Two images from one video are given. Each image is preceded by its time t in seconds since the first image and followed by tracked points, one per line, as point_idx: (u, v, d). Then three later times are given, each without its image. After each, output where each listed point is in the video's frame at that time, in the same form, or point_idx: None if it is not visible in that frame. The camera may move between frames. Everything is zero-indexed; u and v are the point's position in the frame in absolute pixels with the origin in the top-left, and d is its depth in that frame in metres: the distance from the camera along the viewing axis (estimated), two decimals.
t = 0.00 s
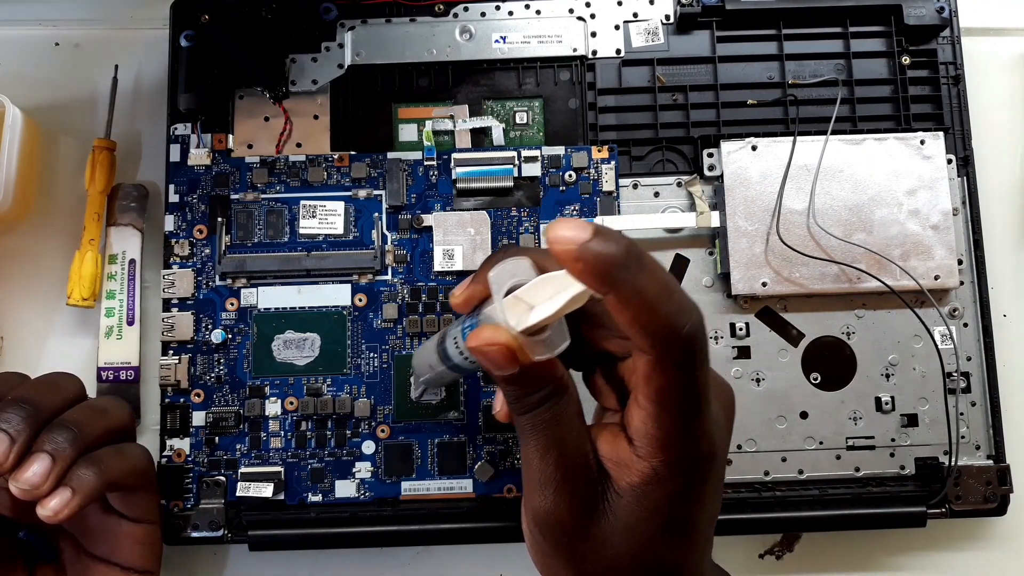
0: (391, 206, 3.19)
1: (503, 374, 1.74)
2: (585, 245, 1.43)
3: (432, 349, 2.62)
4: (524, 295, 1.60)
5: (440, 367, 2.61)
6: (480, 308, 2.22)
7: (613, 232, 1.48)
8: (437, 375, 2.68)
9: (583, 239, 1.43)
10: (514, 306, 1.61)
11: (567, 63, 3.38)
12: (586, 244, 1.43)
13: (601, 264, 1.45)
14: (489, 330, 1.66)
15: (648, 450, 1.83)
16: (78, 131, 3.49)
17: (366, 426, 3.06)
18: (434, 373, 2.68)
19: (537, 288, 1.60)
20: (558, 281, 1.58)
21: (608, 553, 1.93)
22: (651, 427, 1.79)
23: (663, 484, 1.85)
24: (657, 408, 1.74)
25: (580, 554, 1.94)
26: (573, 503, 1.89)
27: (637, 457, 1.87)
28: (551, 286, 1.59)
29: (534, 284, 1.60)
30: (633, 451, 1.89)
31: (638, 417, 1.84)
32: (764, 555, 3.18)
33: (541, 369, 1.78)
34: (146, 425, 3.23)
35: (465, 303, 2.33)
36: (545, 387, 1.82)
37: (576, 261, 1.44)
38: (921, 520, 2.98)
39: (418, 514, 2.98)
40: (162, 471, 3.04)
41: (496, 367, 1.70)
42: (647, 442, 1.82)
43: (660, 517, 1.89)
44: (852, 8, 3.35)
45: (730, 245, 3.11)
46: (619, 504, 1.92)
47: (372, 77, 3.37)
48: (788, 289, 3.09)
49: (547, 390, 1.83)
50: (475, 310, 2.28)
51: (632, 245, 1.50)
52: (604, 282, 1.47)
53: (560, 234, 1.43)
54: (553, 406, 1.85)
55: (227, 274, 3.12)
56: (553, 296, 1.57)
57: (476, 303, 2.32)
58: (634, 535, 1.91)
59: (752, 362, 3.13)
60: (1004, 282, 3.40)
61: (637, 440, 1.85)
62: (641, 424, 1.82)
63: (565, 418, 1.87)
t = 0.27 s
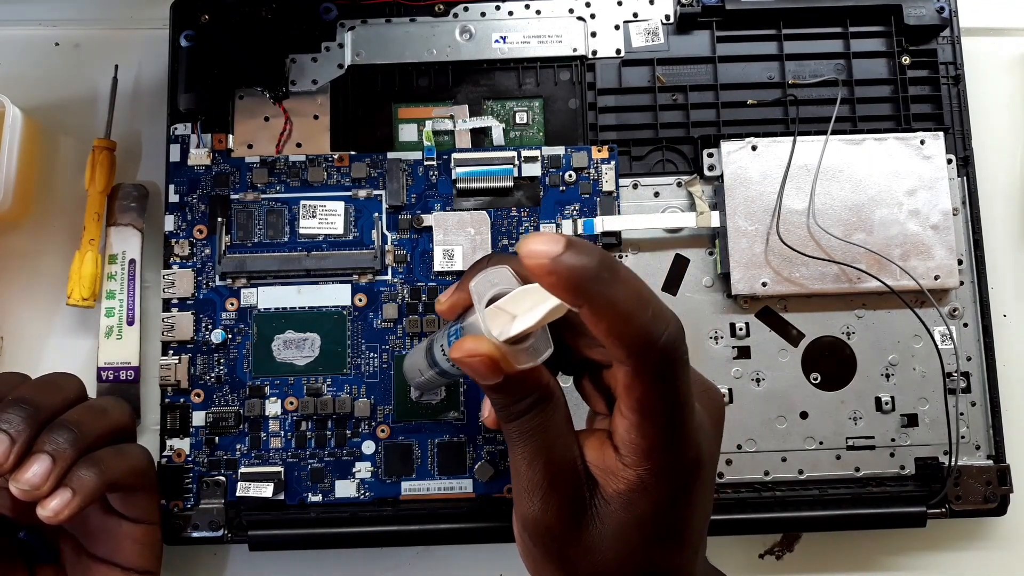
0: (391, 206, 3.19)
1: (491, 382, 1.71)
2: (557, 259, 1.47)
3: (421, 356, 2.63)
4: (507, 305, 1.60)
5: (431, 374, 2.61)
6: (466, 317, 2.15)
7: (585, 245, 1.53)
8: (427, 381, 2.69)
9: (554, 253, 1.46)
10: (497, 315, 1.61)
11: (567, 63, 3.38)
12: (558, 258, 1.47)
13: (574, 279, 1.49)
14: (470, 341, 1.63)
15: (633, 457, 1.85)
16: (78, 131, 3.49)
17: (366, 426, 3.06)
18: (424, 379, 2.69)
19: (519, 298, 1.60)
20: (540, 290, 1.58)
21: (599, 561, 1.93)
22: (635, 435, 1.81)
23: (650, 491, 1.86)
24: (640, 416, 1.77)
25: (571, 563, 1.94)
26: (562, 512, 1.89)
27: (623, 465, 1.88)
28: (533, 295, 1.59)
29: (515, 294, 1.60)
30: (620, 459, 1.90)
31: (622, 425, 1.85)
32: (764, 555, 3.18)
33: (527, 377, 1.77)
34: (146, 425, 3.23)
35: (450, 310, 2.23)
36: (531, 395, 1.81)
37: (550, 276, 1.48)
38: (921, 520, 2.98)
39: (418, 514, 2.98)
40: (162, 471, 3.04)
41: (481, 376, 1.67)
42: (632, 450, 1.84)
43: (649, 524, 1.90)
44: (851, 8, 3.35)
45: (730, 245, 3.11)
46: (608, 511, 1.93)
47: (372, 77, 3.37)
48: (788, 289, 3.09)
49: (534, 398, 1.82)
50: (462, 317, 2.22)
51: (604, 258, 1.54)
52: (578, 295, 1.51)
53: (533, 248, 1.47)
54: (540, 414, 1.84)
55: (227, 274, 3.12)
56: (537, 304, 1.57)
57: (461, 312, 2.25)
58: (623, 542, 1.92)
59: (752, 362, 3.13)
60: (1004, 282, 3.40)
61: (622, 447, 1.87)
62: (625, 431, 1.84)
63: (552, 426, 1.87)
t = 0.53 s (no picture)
0: (391, 206, 3.19)
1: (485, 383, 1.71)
2: (549, 262, 1.43)
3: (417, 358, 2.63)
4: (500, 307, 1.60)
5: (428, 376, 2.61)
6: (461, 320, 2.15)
7: (579, 247, 1.48)
8: (425, 381, 2.68)
9: (547, 257, 1.42)
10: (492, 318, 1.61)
11: (567, 63, 3.38)
12: (551, 261, 1.43)
13: (567, 281, 1.45)
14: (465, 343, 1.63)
15: (628, 458, 1.85)
16: (78, 131, 3.49)
17: (366, 426, 3.06)
18: (422, 380, 2.68)
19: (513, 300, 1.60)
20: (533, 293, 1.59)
21: (594, 561, 1.94)
22: (630, 436, 1.81)
23: (645, 492, 1.86)
24: (634, 417, 1.77)
25: (566, 563, 1.95)
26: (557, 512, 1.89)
27: (618, 466, 1.88)
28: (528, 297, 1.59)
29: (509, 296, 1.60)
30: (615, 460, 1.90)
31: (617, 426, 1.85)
32: (764, 555, 3.18)
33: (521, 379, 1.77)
34: (145, 425, 3.22)
35: (445, 312, 2.22)
36: (526, 396, 1.81)
37: (543, 279, 1.44)
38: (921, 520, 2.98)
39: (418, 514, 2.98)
40: (162, 471, 3.03)
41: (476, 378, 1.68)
42: (627, 450, 1.84)
43: (644, 525, 1.90)
44: (851, 8, 3.35)
45: (730, 245, 3.11)
46: (603, 511, 1.93)
47: (372, 77, 3.37)
48: (788, 289, 3.09)
49: (529, 399, 1.82)
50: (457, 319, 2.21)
51: (598, 260, 1.51)
52: (571, 298, 1.48)
53: (525, 252, 1.44)
54: (535, 414, 1.85)
55: (227, 274, 3.12)
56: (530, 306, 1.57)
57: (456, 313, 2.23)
58: (619, 542, 1.92)
59: (752, 362, 3.13)
60: (1004, 282, 3.40)
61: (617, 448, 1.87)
62: (620, 432, 1.84)
63: (547, 427, 1.87)
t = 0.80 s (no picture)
0: (390, 206, 3.19)
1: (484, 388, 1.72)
2: (543, 268, 1.46)
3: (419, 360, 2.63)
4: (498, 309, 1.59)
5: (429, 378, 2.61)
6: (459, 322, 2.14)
7: (572, 253, 1.51)
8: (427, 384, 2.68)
9: (541, 262, 1.46)
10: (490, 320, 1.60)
11: (567, 63, 3.38)
12: (544, 267, 1.46)
13: (560, 286, 1.48)
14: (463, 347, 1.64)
15: (626, 461, 1.85)
16: (78, 131, 3.49)
17: (366, 426, 3.06)
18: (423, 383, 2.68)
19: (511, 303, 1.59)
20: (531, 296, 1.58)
21: (593, 565, 1.94)
22: (628, 439, 1.81)
23: (643, 494, 1.86)
24: (632, 421, 1.77)
25: (566, 566, 1.95)
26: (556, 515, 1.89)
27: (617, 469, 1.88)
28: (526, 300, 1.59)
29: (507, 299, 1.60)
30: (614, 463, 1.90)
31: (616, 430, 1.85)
32: (764, 555, 3.18)
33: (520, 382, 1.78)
34: (145, 425, 3.23)
35: (446, 315, 2.21)
36: (525, 399, 1.82)
37: (538, 285, 1.47)
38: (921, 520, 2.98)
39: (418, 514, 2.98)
40: (162, 471, 3.03)
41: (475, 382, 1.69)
42: (626, 454, 1.84)
43: (643, 528, 1.90)
44: (851, 8, 3.35)
45: (730, 245, 3.11)
46: (603, 515, 1.93)
47: (372, 77, 3.37)
48: (788, 289, 3.10)
49: (528, 403, 1.83)
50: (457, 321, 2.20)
51: (592, 265, 1.53)
52: (565, 302, 1.50)
53: (519, 258, 1.47)
54: (534, 418, 1.85)
55: (227, 274, 3.12)
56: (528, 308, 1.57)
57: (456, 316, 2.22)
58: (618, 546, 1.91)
59: (752, 362, 3.13)
60: (1004, 282, 3.40)
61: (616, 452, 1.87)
62: (618, 436, 1.84)
63: (546, 430, 1.87)
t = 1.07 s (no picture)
0: (391, 206, 3.19)
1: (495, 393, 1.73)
2: (561, 276, 1.43)
3: (426, 365, 2.63)
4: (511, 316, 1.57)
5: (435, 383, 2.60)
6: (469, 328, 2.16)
7: (590, 261, 1.49)
8: (433, 389, 2.68)
9: (559, 270, 1.42)
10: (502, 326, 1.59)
11: (567, 63, 3.38)
12: (563, 274, 1.43)
13: (578, 294, 1.45)
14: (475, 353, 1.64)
15: (638, 468, 1.85)
16: (78, 131, 3.49)
17: (366, 426, 3.06)
18: (429, 387, 2.68)
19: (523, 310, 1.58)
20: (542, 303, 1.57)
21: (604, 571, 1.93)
22: (641, 446, 1.81)
23: (656, 502, 1.86)
24: (645, 429, 1.77)
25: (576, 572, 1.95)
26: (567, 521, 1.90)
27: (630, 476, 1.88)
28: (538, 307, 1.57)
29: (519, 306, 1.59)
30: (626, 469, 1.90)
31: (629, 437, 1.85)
32: (764, 555, 3.18)
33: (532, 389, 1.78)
34: (145, 425, 3.23)
35: (456, 320, 2.22)
36: (536, 406, 1.82)
37: (554, 293, 1.44)
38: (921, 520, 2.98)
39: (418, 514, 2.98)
40: (162, 471, 3.04)
41: (485, 387, 1.70)
42: (638, 461, 1.84)
43: (655, 535, 1.90)
44: (851, 8, 3.35)
45: (730, 245, 3.11)
46: (614, 521, 1.93)
47: (372, 77, 3.37)
48: (788, 289, 3.10)
49: (539, 409, 1.83)
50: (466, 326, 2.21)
51: (609, 273, 1.51)
52: (582, 311, 1.48)
53: (536, 265, 1.43)
54: (545, 424, 1.85)
55: (227, 274, 3.12)
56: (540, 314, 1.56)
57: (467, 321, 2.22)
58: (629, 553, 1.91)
59: (752, 362, 3.13)
60: (1004, 282, 3.40)
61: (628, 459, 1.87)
62: (631, 443, 1.84)
63: (558, 436, 1.88)
